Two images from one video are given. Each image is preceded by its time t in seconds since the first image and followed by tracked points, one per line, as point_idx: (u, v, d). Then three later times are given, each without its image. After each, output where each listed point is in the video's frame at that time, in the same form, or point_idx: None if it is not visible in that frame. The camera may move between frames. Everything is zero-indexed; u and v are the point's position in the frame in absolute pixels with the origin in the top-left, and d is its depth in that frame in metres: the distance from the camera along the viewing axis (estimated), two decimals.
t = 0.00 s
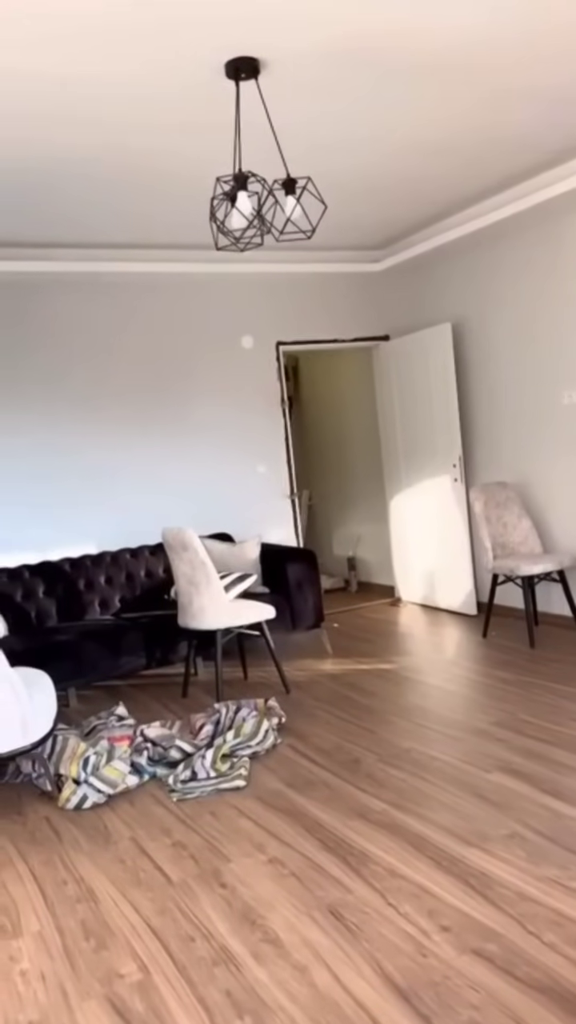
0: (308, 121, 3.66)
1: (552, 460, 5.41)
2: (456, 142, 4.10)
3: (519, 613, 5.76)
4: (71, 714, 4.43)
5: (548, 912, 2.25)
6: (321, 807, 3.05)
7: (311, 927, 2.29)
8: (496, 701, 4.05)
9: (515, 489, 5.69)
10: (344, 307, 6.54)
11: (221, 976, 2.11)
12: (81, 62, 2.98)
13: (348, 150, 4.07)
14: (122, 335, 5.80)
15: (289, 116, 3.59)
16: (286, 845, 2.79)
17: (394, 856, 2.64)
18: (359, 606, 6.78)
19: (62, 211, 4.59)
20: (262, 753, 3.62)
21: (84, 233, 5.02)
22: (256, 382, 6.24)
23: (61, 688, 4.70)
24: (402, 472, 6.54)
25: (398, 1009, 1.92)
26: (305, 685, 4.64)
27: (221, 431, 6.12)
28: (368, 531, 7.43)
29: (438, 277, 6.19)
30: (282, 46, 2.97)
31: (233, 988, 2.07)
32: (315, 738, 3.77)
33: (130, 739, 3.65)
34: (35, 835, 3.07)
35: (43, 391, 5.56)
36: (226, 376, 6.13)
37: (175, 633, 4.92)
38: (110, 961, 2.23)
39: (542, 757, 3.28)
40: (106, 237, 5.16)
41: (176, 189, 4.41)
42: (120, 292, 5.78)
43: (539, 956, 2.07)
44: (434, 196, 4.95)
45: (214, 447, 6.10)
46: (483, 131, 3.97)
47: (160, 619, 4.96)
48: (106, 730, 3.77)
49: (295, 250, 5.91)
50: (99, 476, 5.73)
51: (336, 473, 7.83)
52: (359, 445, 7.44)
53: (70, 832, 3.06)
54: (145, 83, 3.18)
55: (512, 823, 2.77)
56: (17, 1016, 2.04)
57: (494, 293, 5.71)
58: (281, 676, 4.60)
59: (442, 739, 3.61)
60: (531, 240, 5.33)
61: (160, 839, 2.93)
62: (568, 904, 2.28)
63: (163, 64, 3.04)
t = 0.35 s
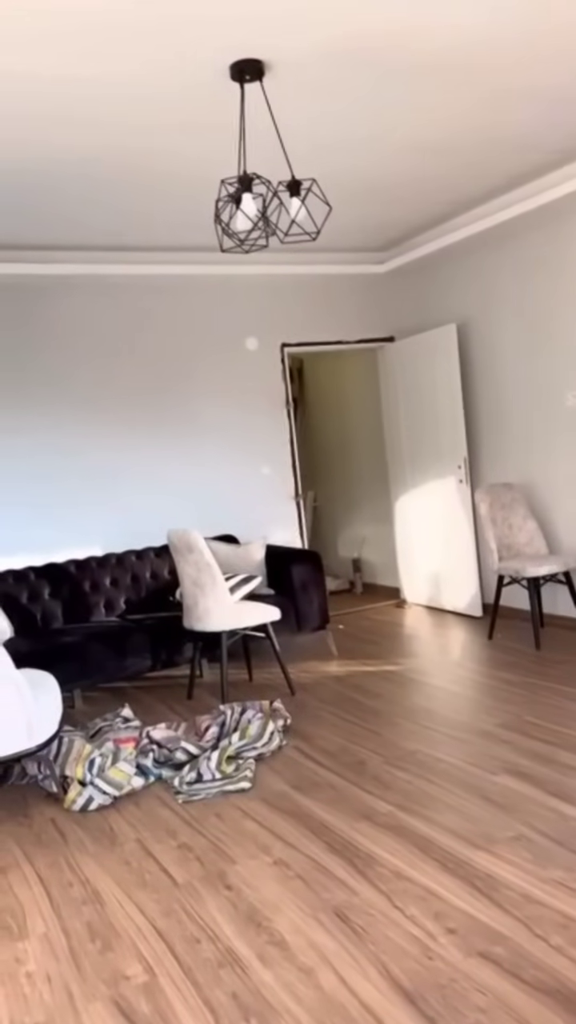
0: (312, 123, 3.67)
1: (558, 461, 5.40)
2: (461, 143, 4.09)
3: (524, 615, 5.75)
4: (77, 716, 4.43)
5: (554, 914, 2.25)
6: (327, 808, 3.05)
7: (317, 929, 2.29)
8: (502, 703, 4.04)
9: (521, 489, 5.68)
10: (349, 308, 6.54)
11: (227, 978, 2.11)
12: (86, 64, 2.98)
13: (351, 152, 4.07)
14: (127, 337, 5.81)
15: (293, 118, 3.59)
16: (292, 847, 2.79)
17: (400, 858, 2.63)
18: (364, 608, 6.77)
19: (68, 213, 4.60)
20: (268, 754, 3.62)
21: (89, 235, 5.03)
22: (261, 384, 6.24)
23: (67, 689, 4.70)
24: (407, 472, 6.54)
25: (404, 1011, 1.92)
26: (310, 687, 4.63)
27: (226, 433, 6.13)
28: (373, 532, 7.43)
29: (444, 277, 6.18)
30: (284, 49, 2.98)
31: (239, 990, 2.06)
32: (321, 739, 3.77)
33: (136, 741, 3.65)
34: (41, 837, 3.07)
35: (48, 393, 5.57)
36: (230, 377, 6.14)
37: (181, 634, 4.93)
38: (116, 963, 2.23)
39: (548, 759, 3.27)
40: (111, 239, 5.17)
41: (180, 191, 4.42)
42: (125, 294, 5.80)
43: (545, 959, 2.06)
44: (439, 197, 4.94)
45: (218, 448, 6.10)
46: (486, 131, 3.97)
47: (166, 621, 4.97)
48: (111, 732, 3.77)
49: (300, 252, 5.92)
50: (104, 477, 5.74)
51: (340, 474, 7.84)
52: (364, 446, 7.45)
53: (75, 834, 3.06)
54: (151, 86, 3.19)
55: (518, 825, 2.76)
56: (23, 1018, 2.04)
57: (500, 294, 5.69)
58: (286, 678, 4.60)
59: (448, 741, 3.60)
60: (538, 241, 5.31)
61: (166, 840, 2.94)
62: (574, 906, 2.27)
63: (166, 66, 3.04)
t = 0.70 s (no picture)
0: (316, 124, 3.67)
1: (562, 463, 5.39)
2: (465, 143, 4.09)
3: (529, 616, 5.74)
4: (81, 718, 4.43)
5: (560, 917, 2.24)
6: (331, 811, 3.05)
7: (321, 931, 2.28)
8: (507, 705, 4.03)
9: (525, 491, 5.67)
10: (353, 309, 6.54)
11: (231, 980, 2.11)
12: (89, 65, 2.99)
13: (355, 153, 4.07)
14: (131, 338, 5.82)
15: (296, 120, 3.60)
16: (296, 849, 2.78)
17: (405, 861, 2.63)
18: (368, 609, 6.77)
19: (72, 214, 4.61)
20: (272, 757, 3.62)
21: (93, 236, 5.04)
22: (265, 386, 6.24)
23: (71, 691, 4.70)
24: (412, 474, 6.53)
25: (409, 1015, 1.91)
26: (315, 689, 4.63)
27: (230, 434, 6.13)
28: (377, 534, 7.43)
29: (448, 279, 6.18)
30: (287, 51, 2.99)
31: (243, 992, 2.06)
32: (325, 741, 3.77)
33: (140, 743, 3.66)
34: (45, 838, 3.07)
35: (52, 395, 5.58)
36: (234, 379, 6.14)
37: (185, 636, 4.93)
38: (120, 965, 2.22)
39: (553, 761, 3.26)
40: (115, 241, 5.18)
41: (184, 192, 4.42)
42: (129, 295, 5.80)
43: (551, 961, 2.05)
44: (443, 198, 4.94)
45: (222, 450, 6.11)
46: (490, 132, 3.97)
47: (170, 622, 4.97)
48: (116, 734, 3.78)
49: (304, 253, 5.92)
50: (108, 478, 5.75)
51: (345, 476, 7.83)
52: (368, 447, 7.45)
53: (80, 835, 3.06)
54: (155, 87, 3.20)
55: (523, 827, 2.75)
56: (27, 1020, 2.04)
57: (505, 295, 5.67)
58: (290, 679, 4.60)
59: (453, 743, 3.59)
60: (545, 242, 5.29)
61: (170, 842, 2.93)
62: None
63: (169, 67, 3.05)
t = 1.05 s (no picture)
0: (317, 124, 3.67)
1: (565, 465, 5.38)
2: (467, 144, 4.09)
3: (531, 618, 5.73)
4: (84, 719, 4.44)
5: (562, 919, 2.23)
6: (333, 812, 3.05)
7: (324, 933, 2.28)
8: (509, 706, 4.03)
9: (527, 492, 5.67)
10: (356, 310, 6.54)
11: (233, 982, 2.11)
12: (90, 66, 2.99)
13: (356, 154, 4.08)
14: (134, 339, 5.82)
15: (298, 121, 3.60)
16: (298, 851, 2.78)
17: (407, 863, 2.62)
18: (371, 611, 6.76)
19: (74, 215, 4.62)
20: (274, 758, 3.61)
21: (95, 238, 5.04)
22: (267, 387, 6.25)
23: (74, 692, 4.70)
24: (414, 475, 6.52)
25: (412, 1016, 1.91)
26: (317, 690, 4.62)
27: (232, 435, 6.13)
28: (380, 535, 7.42)
29: (450, 279, 6.18)
30: (288, 51, 2.99)
31: (246, 994, 2.06)
32: (328, 743, 3.76)
33: (143, 744, 3.66)
34: (47, 839, 3.07)
35: (54, 396, 5.59)
36: (236, 380, 6.14)
37: (188, 637, 4.92)
38: (122, 966, 2.22)
39: (555, 764, 3.26)
40: (117, 242, 5.18)
41: (186, 193, 4.43)
42: (132, 297, 5.81)
43: (553, 964, 2.05)
44: (445, 199, 4.94)
45: (224, 451, 6.11)
46: (492, 132, 3.97)
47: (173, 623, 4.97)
48: (118, 735, 3.78)
49: (306, 254, 5.93)
50: (111, 479, 5.75)
51: (347, 477, 7.83)
52: (371, 449, 7.44)
53: (82, 837, 3.06)
54: (156, 88, 3.21)
55: (526, 830, 2.75)
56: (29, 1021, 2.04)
57: (510, 296, 5.66)
58: (293, 681, 4.59)
59: (455, 744, 3.59)
60: (550, 243, 5.27)
61: (172, 843, 2.93)
62: None
63: (171, 68, 3.05)
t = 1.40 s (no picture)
0: (317, 125, 3.67)
1: (564, 466, 5.39)
2: (466, 145, 4.09)
3: (530, 618, 5.74)
4: (82, 719, 4.44)
5: (561, 920, 2.24)
6: (332, 812, 3.05)
7: (322, 933, 2.28)
8: (508, 707, 4.03)
9: (526, 493, 5.67)
10: (355, 310, 6.54)
11: (232, 982, 2.11)
12: (89, 66, 3.00)
13: (355, 155, 4.08)
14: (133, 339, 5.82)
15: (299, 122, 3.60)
16: (297, 851, 2.78)
17: (405, 863, 2.63)
18: (369, 611, 6.77)
19: (73, 215, 4.61)
20: (273, 758, 3.62)
21: (94, 238, 5.04)
22: (266, 387, 6.25)
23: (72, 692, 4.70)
24: (413, 475, 6.53)
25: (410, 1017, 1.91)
26: (316, 690, 4.63)
27: (232, 435, 6.13)
28: (378, 535, 7.43)
29: (449, 280, 6.18)
30: (290, 52, 2.99)
31: (244, 994, 2.06)
32: (326, 743, 3.77)
33: (141, 744, 3.66)
34: (46, 840, 3.07)
35: (54, 396, 5.59)
36: (235, 380, 6.14)
37: (186, 637, 4.93)
38: (121, 967, 2.23)
39: (553, 764, 3.27)
40: (117, 242, 5.19)
41: (184, 194, 4.43)
42: (131, 297, 5.81)
43: (552, 965, 2.05)
44: (444, 200, 4.94)
45: (223, 451, 6.11)
46: (492, 133, 3.97)
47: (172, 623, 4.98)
48: (117, 735, 3.78)
49: (305, 254, 5.93)
50: (110, 479, 5.75)
51: (346, 477, 7.83)
52: (369, 449, 7.44)
53: (81, 837, 3.07)
54: (155, 89, 3.21)
55: (524, 830, 2.75)
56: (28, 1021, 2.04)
57: (509, 296, 5.65)
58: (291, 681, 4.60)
59: (454, 745, 3.59)
60: (549, 242, 5.26)
61: (171, 843, 2.94)
62: None
63: (170, 68, 3.05)
